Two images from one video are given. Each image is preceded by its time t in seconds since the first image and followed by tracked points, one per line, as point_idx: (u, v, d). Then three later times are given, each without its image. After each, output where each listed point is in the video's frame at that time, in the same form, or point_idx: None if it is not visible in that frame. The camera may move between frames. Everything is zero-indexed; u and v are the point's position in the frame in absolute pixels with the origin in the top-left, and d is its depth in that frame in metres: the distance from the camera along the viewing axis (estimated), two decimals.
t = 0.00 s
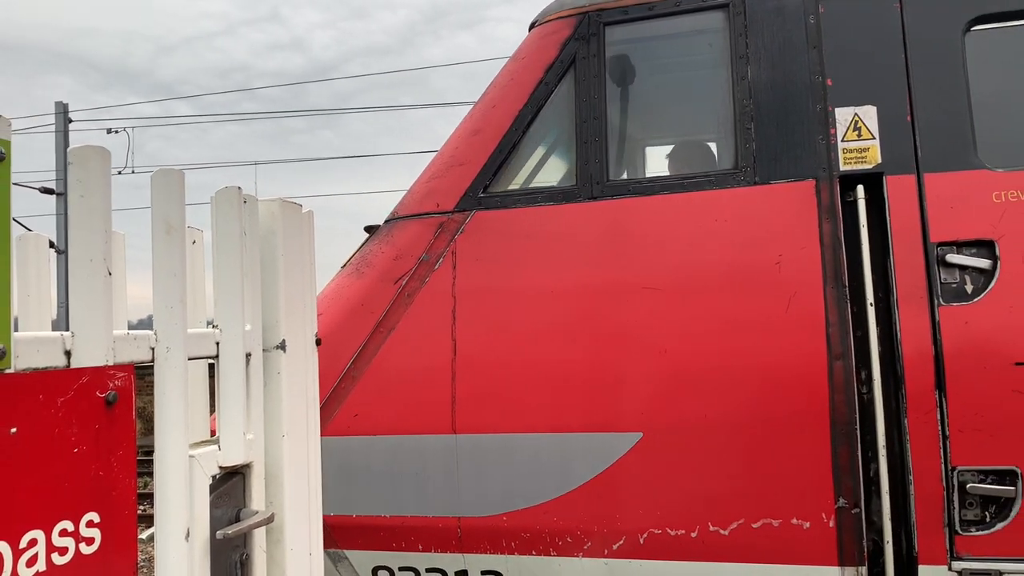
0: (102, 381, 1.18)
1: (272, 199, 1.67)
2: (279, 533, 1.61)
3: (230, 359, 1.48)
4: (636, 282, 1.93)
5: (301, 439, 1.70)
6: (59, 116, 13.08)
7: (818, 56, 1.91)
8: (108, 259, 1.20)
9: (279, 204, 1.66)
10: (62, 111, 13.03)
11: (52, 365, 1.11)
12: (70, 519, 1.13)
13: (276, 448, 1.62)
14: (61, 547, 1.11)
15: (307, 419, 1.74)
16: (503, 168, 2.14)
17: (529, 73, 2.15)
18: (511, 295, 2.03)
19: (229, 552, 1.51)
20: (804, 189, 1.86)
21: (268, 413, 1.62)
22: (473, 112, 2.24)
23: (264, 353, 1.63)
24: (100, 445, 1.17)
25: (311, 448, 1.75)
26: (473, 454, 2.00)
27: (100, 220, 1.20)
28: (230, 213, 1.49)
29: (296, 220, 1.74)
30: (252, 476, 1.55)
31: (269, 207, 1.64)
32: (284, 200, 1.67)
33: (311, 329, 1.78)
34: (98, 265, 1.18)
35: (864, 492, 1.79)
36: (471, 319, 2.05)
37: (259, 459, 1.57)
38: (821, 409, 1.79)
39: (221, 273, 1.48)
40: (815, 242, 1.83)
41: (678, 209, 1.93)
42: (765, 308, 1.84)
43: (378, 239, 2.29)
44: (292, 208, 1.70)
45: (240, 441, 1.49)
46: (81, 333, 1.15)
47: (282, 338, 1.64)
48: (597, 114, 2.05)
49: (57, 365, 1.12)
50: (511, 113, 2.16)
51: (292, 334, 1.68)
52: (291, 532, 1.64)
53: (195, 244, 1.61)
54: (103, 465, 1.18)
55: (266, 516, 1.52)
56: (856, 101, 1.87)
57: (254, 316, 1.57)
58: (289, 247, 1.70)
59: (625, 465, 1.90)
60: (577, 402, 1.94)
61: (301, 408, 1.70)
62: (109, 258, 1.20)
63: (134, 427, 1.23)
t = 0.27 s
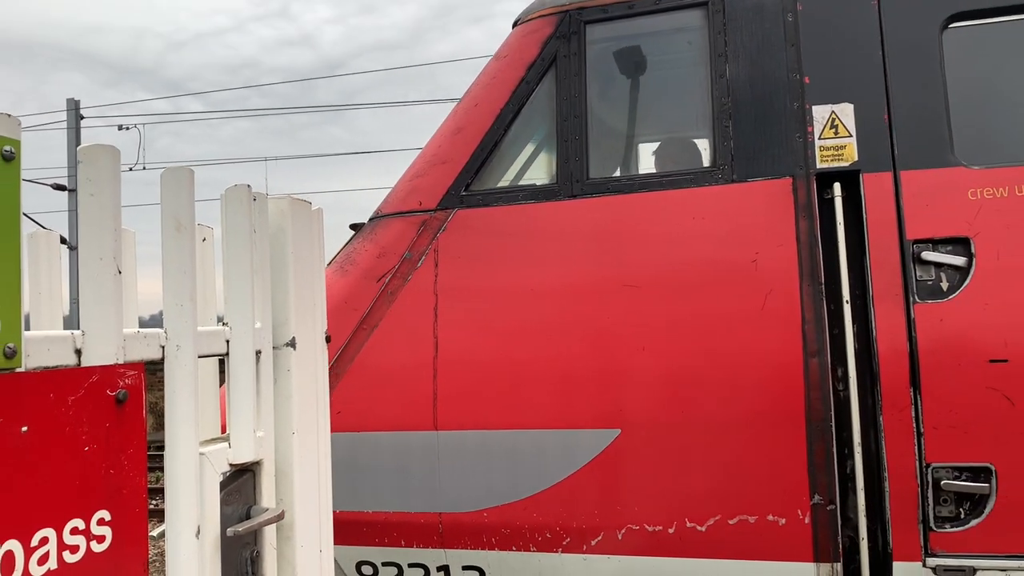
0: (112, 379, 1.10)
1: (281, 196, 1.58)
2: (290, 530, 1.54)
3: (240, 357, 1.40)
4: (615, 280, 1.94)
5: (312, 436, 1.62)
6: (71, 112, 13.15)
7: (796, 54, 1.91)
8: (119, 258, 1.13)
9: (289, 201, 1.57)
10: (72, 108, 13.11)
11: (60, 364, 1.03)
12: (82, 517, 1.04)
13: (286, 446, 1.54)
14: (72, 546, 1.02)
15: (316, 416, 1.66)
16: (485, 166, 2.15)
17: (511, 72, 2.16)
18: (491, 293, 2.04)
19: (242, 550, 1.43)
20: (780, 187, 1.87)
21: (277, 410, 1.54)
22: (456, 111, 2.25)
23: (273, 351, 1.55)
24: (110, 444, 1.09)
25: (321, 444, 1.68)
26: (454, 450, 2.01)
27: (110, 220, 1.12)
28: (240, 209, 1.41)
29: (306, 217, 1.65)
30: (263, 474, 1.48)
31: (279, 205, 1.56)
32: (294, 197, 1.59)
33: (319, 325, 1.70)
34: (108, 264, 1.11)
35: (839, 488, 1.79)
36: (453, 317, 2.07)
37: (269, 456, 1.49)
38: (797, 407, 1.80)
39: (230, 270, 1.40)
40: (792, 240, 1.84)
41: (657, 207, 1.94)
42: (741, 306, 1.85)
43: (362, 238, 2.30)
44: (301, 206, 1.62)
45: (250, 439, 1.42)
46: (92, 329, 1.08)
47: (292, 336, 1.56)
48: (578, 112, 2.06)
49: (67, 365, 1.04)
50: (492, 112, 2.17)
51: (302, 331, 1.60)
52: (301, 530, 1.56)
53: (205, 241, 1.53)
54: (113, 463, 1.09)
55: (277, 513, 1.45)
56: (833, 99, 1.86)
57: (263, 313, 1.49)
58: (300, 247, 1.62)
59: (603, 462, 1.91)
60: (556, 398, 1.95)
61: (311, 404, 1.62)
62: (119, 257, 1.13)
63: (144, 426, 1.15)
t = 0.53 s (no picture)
0: (129, 377, 1.10)
1: (295, 193, 1.59)
2: (304, 526, 1.54)
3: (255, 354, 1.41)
4: (593, 277, 1.95)
5: (326, 432, 1.62)
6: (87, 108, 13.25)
7: (772, 52, 1.91)
8: (134, 256, 1.14)
9: (304, 199, 1.57)
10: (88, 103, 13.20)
11: (76, 362, 1.04)
12: (100, 513, 1.06)
13: (300, 441, 1.55)
14: (90, 542, 1.04)
15: (331, 412, 1.66)
16: (466, 164, 2.16)
17: (491, 70, 2.17)
18: (470, 290, 2.05)
19: (256, 545, 1.44)
20: (755, 185, 1.88)
21: (293, 407, 1.55)
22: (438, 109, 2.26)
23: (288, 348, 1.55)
24: (128, 441, 1.09)
25: (335, 439, 1.67)
26: (434, 446, 2.03)
27: (126, 220, 1.13)
28: (252, 207, 1.42)
29: (319, 213, 1.64)
30: (278, 470, 1.49)
31: (293, 202, 1.56)
32: (308, 194, 1.58)
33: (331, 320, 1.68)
34: (124, 262, 1.12)
35: (812, 484, 1.81)
36: (433, 314, 2.08)
37: (284, 452, 1.50)
38: (770, 403, 1.82)
39: (245, 267, 1.41)
40: (766, 238, 1.85)
41: (633, 205, 1.95)
42: (716, 303, 1.86)
43: (345, 235, 2.32)
44: (315, 202, 1.61)
45: (265, 435, 1.43)
46: (110, 330, 1.09)
47: (307, 332, 1.56)
48: (557, 111, 2.08)
49: (84, 362, 1.05)
50: (473, 110, 2.18)
51: (317, 327, 1.60)
52: (316, 525, 1.56)
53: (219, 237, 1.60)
54: (130, 461, 1.10)
55: (291, 509, 1.46)
56: (808, 97, 1.87)
57: (279, 310, 1.49)
58: (314, 244, 1.62)
59: (580, 457, 1.93)
60: (533, 395, 1.97)
61: (325, 400, 1.62)
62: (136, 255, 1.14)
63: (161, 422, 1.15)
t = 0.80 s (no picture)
0: (155, 371, 1.12)
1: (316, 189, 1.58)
2: (326, 520, 1.53)
3: (278, 349, 1.41)
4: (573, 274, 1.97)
5: (348, 427, 1.61)
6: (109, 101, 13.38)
7: (750, 50, 1.92)
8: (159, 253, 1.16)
9: (325, 195, 1.57)
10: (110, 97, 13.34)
11: (102, 358, 1.06)
12: (126, 508, 1.06)
13: (322, 436, 1.54)
14: (117, 536, 1.04)
15: (354, 409, 1.65)
16: (450, 162, 2.18)
17: (475, 68, 2.19)
18: (451, 285, 2.06)
19: (280, 540, 1.43)
20: (732, 183, 1.89)
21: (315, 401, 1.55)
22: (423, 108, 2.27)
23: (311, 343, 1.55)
24: (153, 436, 1.10)
25: (356, 435, 1.66)
26: (416, 440, 2.05)
27: (151, 217, 1.15)
28: (276, 203, 1.42)
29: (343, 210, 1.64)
30: (300, 465, 1.48)
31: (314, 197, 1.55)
32: (329, 191, 1.58)
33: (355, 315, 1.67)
34: (149, 258, 1.14)
35: (786, 480, 1.82)
36: (414, 310, 2.09)
37: (307, 447, 1.49)
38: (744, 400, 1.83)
39: (268, 263, 1.41)
40: (742, 236, 1.86)
41: (612, 203, 1.96)
42: (692, 300, 1.88)
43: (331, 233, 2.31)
44: (338, 199, 1.61)
45: (287, 429, 1.43)
46: (136, 327, 1.11)
47: (328, 327, 1.56)
48: (539, 109, 2.09)
49: (109, 358, 1.07)
50: (457, 109, 2.20)
51: (339, 323, 1.59)
52: (338, 518, 1.56)
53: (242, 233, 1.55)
54: (155, 455, 1.11)
55: (313, 504, 1.46)
56: (786, 95, 1.88)
57: (300, 305, 1.49)
58: (337, 240, 1.61)
59: (558, 453, 1.95)
60: (512, 390, 1.98)
61: (348, 396, 1.62)
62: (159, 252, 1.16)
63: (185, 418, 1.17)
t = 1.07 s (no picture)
0: (200, 373, 1.13)
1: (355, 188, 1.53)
2: (365, 517, 1.48)
3: (318, 348, 1.38)
4: (565, 273, 1.99)
5: (386, 427, 1.56)
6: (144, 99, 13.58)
7: (740, 51, 1.93)
8: (205, 254, 1.15)
9: (363, 194, 1.52)
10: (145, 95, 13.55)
11: (148, 358, 1.05)
12: (172, 506, 1.08)
13: (360, 435, 1.49)
14: (164, 534, 1.07)
15: (392, 409, 1.61)
16: (447, 162, 2.19)
17: (471, 68, 2.20)
18: (446, 284, 2.08)
19: (319, 537, 1.38)
20: (722, 183, 1.90)
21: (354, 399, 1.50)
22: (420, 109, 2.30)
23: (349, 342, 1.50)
24: (198, 436, 1.12)
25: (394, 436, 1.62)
26: (413, 436, 2.09)
27: (196, 220, 1.14)
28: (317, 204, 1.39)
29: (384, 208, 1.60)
30: (340, 462, 1.44)
31: (353, 197, 1.51)
32: (368, 190, 1.53)
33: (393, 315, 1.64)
34: (194, 261, 1.14)
35: (773, 478, 1.83)
36: (411, 307, 2.11)
37: (346, 445, 1.45)
38: (732, 398, 1.84)
39: (309, 262, 1.38)
40: (731, 235, 1.87)
41: (604, 202, 1.98)
42: (681, 300, 1.89)
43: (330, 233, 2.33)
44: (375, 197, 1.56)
45: (328, 428, 1.39)
46: (182, 328, 1.11)
47: (367, 326, 1.51)
48: (533, 110, 2.11)
49: (155, 359, 1.07)
50: (454, 110, 2.21)
51: (378, 322, 1.55)
52: (376, 516, 1.51)
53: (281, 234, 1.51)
54: (200, 455, 1.13)
55: (354, 501, 1.41)
56: (776, 95, 1.88)
57: (341, 304, 1.45)
58: (376, 240, 1.56)
59: (550, 449, 1.97)
60: (506, 388, 2.01)
61: (387, 394, 1.57)
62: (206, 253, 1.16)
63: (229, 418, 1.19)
